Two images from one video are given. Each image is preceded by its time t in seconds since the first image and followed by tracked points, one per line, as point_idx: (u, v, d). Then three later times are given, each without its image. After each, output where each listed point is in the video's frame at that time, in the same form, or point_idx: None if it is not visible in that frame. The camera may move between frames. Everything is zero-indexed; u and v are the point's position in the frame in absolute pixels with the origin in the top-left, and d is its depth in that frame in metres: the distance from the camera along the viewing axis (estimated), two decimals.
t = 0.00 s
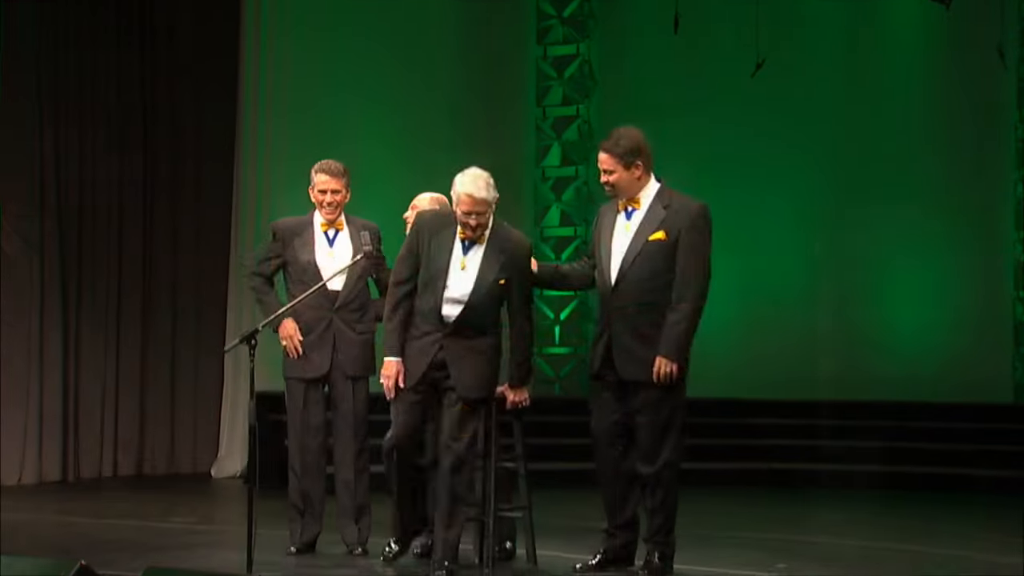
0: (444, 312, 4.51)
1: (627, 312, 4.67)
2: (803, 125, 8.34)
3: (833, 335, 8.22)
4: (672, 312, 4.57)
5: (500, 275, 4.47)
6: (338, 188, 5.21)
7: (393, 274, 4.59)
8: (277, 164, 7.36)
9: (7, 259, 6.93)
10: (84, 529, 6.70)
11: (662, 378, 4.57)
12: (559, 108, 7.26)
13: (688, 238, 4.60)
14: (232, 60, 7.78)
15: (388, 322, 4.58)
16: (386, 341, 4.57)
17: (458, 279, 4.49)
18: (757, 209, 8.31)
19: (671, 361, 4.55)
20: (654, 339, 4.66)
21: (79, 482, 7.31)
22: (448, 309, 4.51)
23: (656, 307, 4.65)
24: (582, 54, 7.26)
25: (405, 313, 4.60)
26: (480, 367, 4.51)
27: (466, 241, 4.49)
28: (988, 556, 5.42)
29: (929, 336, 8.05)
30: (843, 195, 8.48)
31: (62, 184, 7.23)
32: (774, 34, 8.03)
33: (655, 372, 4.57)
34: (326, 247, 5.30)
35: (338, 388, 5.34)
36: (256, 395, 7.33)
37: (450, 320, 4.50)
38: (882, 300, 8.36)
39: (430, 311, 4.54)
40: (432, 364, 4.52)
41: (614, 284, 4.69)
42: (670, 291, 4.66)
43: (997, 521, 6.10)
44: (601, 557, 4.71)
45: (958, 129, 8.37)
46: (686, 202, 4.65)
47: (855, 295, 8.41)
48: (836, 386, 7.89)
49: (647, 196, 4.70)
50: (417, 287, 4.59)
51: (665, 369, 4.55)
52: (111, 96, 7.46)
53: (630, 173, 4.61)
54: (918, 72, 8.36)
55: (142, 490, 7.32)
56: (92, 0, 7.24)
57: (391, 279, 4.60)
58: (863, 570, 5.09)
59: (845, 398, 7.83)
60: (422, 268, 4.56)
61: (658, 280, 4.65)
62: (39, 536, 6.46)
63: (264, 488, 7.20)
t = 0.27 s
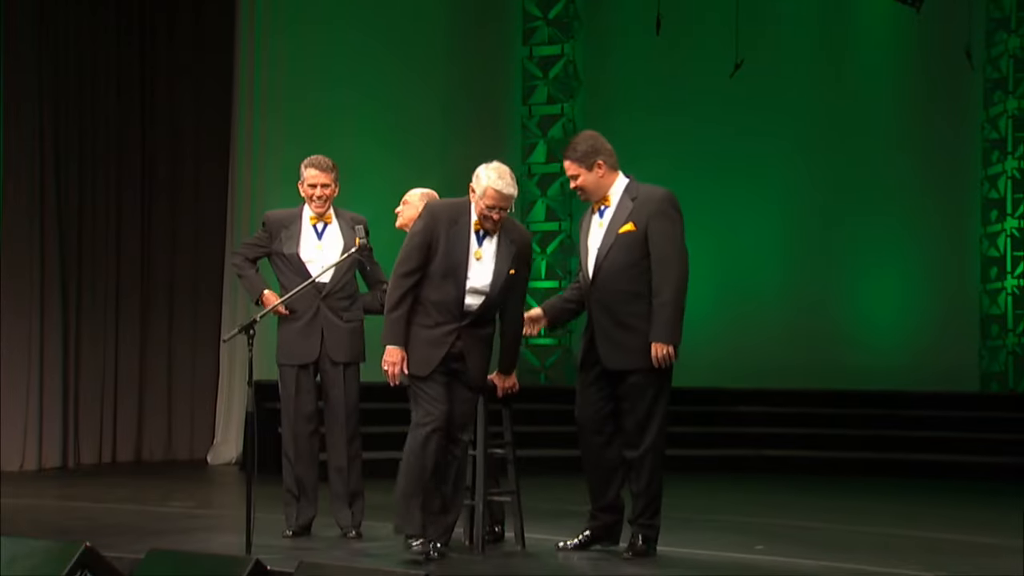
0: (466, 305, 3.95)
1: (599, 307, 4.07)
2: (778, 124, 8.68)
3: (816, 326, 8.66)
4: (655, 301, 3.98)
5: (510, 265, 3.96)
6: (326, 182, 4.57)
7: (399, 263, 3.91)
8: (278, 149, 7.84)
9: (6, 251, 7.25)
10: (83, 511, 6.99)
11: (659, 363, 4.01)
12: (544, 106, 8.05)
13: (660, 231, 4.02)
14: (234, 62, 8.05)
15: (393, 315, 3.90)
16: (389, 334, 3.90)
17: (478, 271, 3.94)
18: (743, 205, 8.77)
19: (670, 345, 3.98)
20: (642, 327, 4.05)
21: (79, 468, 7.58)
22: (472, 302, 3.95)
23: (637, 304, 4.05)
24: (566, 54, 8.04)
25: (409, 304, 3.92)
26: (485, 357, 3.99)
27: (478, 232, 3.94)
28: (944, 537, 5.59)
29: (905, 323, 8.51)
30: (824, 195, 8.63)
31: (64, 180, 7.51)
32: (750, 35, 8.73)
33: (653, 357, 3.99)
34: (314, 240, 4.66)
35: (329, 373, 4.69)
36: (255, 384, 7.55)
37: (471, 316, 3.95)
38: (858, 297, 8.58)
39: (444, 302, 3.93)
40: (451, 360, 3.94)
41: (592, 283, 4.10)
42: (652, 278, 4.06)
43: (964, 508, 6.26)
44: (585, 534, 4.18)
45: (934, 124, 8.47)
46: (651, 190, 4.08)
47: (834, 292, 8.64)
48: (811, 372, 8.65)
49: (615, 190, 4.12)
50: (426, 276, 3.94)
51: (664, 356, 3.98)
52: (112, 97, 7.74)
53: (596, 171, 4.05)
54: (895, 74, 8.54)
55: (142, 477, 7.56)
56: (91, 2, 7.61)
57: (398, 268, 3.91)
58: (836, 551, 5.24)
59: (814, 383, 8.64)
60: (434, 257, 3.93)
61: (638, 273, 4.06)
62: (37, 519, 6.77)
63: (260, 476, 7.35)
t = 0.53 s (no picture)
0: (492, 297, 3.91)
1: (586, 308, 4.32)
2: (758, 123, 8.98)
3: (792, 317, 8.95)
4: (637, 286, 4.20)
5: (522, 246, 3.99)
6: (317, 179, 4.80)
7: (417, 263, 3.82)
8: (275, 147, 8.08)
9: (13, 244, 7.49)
10: (88, 496, 7.23)
11: (655, 341, 4.20)
12: (533, 105, 8.32)
13: (623, 225, 4.24)
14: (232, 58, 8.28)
15: (418, 315, 3.80)
16: (414, 333, 3.81)
17: (498, 257, 3.91)
18: (723, 202, 9.06)
19: (664, 323, 4.17)
20: (631, 317, 4.26)
21: (81, 454, 7.81)
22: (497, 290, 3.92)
23: (618, 295, 4.28)
24: (554, 56, 8.32)
25: (430, 303, 3.84)
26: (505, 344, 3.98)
27: (490, 220, 3.91)
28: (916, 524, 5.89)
29: (879, 315, 8.84)
30: (800, 194, 8.95)
31: (67, 173, 7.75)
32: (731, 36, 9.02)
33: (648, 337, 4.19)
34: (307, 235, 4.90)
35: (330, 362, 4.92)
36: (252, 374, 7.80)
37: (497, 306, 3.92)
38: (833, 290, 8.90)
39: (466, 297, 3.88)
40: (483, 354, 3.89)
41: (575, 289, 4.34)
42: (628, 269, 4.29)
43: (934, 496, 6.56)
44: (578, 521, 4.46)
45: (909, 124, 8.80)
46: (606, 193, 4.31)
47: (810, 285, 8.95)
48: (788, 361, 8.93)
49: (575, 198, 4.34)
50: (443, 272, 3.86)
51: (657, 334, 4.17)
52: (114, 93, 7.97)
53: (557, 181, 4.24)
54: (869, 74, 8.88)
55: (143, 463, 7.81)
56: None
57: (417, 268, 3.82)
58: (815, 533, 5.54)
59: (791, 373, 8.91)
60: (453, 252, 3.86)
61: (614, 267, 4.29)
62: (42, 504, 7.00)
63: (258, 463, 7.61)
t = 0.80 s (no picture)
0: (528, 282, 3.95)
1: (586, 304, 4.44)
2: (745, 125, 9.30)
3: (777, 312, 9.26)
4: (631, 277, 4.36)
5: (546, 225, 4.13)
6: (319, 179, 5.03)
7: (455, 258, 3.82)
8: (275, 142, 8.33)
9: (24, 240, 7.74)
10: (98, 483, 7.48)
11: (641, 331, 4.35)
12: (527, 107, 8.56)
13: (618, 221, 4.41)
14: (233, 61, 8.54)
15: (464, 310, 3.81)
16: (462, 327, 3.82)
17: (527, 240, 4.04)
18: (707, 201, 9.37)
19: (650, 312, 4.33)
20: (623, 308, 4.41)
21: (88, 443, 8.06)
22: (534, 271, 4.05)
23: (614, 287, 4.43)
24: (547, 58, 8.58)
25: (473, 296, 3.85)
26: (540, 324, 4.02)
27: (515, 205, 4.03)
28: (896, 510, 6.16)
29: (863, 310, 9.12)
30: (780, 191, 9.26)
31: (78, 170, 8.00)
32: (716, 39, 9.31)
33: (637, 326, 4.33)
34: (310, 234, 5.12)
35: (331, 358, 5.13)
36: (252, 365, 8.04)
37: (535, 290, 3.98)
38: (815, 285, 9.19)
39: (504, 285, 3.91)
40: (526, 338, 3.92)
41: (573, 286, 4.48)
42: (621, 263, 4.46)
43: (914, 485, 6.82)
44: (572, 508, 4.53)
45: (891, 124, 9.08)
46: (595, 191, 4.48)
47: (793, 282, 9.24)
48: (772, 354, 9.23)
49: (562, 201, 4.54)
50: (478, 265, 3.88)
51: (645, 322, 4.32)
52: (121, 94, 8.23)
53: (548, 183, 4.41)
54: (852, 76, 9.17)
55: (149, 453, 8.04)
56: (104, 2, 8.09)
57: (456, 263, 3.82)
58: (802, 519, 5.79)
59: (774, 365, 9.22)
60: (485, 244, 3.88)
61: (608, 262, 4.46)
62: (53, 490, 7.25)
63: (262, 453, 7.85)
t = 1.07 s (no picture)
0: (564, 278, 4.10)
1: (589, 301, 4.31)
2: (733, 129, 9.62)
3: (765, 308, 9.57)
4: (636, 274, 4.35)
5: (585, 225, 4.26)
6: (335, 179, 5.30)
7: (498, 248, 3.97)
8: (280, 146, 8.61)
9: (40, 238, 8.03)
10: (111, 473, 7.75)
11: (648, 326, 4.34)
12: (523, 110, 8.85)
13: (623, 221, 4.38)
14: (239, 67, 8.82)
15: (510, 294, 3.95)
16: (506, 313, 3.96)
17: (566, 239, 4.14)
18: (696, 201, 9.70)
19: (657, 308, 4.32)
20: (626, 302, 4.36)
21: (99, 435, 8.33)
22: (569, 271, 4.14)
23: (619, 284, 4.37)
24: (543, 63, 8.88)
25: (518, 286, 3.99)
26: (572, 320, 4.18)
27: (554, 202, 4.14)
28: (880, 500, 6.45)
29: (850, 306, 9.41)
30: (767, 190, 9.58)
31: (91, 171, 8.28)
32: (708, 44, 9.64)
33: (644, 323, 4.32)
34: (322, 231, 5.39)
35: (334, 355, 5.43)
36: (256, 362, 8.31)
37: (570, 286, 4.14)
38: (802, 283, 9.49)
39: (540, 279, 4.07)
40: (559, 334, 4.09)
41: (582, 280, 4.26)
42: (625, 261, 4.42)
43: (898, 476, 7.11)
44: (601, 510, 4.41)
45: (875, 128, 9.38)
46: (600, 191, 4.44)
47: (779, 279, 9.55)
48: (763, 351, 9.54)
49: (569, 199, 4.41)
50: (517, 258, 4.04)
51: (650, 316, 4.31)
52: (130, 98, 8.50)
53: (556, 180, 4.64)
54: (837, 82, 9.48)
55: (159, 446, 8.30)
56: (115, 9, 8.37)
57: (500, 252, 3.97)
58: (795, 509, 6.06)
59: (762, 361, 9.52)
60: (525, 238, 4.04)
61: (612, 259, 4.40)
62: (68, 479, 7.52)
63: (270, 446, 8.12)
